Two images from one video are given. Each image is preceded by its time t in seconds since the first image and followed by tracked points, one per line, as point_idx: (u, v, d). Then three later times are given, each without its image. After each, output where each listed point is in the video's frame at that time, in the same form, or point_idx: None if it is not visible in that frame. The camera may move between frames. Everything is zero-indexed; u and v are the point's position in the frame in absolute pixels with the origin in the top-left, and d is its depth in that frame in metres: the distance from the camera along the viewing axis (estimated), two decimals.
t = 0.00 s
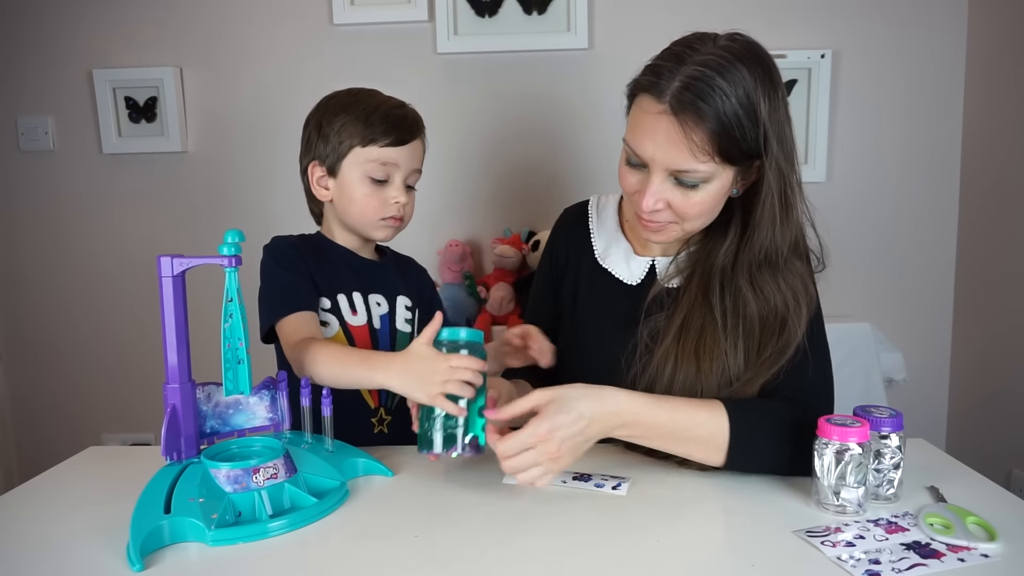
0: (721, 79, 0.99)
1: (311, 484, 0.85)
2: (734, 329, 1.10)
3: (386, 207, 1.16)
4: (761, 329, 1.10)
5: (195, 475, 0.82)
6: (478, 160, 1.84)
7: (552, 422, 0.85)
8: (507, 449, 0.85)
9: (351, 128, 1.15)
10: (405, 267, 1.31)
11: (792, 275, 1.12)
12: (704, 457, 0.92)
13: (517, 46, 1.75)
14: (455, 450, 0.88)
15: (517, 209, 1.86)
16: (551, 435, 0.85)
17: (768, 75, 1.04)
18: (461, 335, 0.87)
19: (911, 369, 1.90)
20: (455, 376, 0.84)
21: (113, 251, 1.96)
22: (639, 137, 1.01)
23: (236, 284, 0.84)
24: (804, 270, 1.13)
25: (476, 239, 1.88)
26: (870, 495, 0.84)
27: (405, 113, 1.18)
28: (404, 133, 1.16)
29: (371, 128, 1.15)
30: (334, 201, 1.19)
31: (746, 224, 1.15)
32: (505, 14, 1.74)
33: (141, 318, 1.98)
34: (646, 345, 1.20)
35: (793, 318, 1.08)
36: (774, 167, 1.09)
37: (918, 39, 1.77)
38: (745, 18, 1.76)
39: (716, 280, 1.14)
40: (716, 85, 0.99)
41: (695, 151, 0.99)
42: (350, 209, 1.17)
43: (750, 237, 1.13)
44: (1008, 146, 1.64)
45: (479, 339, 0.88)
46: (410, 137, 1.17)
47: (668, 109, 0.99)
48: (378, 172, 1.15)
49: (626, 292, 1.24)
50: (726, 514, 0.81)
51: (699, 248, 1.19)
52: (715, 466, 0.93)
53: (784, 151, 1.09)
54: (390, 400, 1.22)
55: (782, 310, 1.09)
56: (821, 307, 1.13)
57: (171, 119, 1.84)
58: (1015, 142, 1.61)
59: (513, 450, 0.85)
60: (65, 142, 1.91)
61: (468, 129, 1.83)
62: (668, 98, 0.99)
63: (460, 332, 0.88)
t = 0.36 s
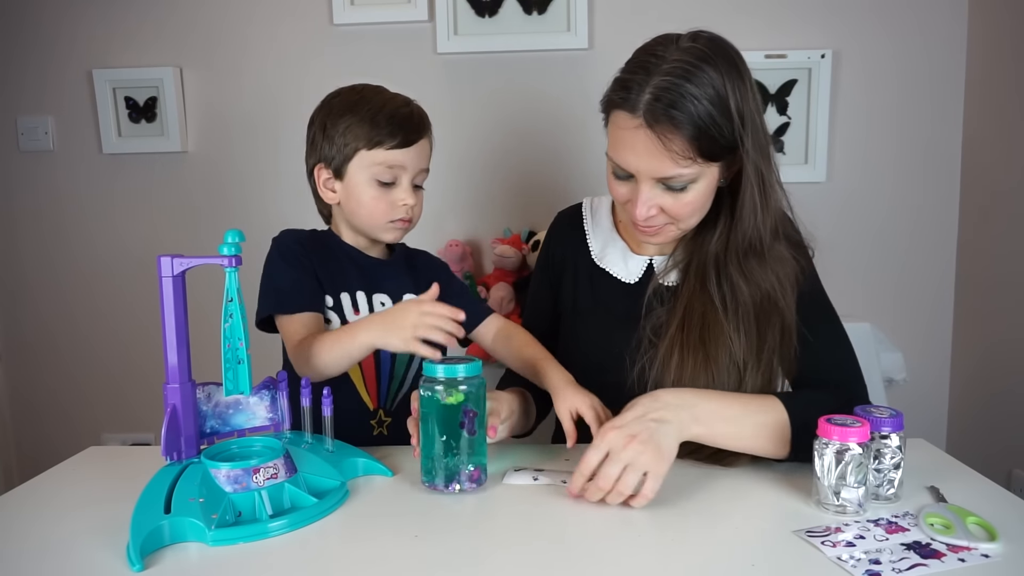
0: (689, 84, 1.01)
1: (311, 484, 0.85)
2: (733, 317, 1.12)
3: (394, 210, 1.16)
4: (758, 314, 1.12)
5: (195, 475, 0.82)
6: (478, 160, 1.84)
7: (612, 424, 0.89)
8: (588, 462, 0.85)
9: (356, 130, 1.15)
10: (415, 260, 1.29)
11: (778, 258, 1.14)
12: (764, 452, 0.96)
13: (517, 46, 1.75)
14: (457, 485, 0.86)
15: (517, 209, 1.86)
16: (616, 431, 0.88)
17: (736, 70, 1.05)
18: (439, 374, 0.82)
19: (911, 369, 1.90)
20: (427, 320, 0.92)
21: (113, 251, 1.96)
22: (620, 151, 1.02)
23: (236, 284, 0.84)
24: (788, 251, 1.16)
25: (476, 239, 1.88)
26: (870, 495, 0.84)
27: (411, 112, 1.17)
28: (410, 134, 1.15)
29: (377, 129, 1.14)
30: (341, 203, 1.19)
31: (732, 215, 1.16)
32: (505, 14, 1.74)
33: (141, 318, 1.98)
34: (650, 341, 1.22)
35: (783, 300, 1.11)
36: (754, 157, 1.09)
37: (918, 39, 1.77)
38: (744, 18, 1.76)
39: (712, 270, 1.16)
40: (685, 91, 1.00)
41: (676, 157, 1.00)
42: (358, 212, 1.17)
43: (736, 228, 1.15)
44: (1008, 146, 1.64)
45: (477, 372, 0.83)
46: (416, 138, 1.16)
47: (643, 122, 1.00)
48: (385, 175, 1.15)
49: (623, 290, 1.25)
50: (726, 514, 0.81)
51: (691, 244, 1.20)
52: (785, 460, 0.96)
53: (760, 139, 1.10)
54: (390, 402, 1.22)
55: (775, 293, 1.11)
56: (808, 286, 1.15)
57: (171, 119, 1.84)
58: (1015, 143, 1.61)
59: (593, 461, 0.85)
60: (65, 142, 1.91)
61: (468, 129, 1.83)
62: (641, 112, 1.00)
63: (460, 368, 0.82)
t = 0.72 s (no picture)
0: (677, 81, 1.01)
1: (311, 484, 0.85)
2: (726, 314, 1.12)
3: (410, 219, 1.11)
4: (750, 310, 1.12)
5: (195, 475, 0.82)
6: (478, 160, 1.84)
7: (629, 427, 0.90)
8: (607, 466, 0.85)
9: (372, 137, 1.09)
10: (429, 258, 1.26)
11: (768, 252, 1.15)
12: (774, 451, 0.96)
13: (517, 47, 1.75)
14: (456, 492, 0.86)
15: (517, 209, 1.86)
16: (631, 434, 0.88)
17: (722, 66, 1.06)
18: (435, 383, 0.81)
19: (910, 369, 1.90)
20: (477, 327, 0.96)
21: (113, 251, 1.96)
22: (611, 150, 1.03)
23: (236, 284, 0.84)
24: (777, 245, 1.16)
25: (476, 239, 1.88)
26: (870, 495, 0.84)
27: (429, 117, 1.11)
28: (428, 142, 1.09)
29: (395, 136, 1.08)
30: (358, 210, 1.15)
31: (722, 212, 1.17)
32: (505, 14, 1.74)
33: (141, 318, 1.98)
34: (648, 339, 1.22)
35: (774, 294, 1.12)
36: (742, 151, 1.09)
37: (917, 39, 1.77)
38: (744, 18, 1.76)
39: (705, 267, 1.16)
40: (673, 88, 1.01)
41: (666, 153, 1.00)
42: (374, 220, 1.12)
43: (724, 224, 1.15)
44: (1007, 146, 1.64)
45: (474, 380, 0.83)
46: (435, 145, 1.10)
47: (632, 120, 1.00)
48: (402, 184, 1.09)
49: (620, 288, 1.26)
50: (727, 514, 0.81)
51: (685, 242, 1.21)
52: (797, 459, 0.97)
53: (747, 135, 1.10)
54: (391, 402, 1.21)
55: (766, 288, 1.12)
56: (801, 278, 1.15)
57: (171, 120, 1.84)
58: (1014, 143, 1.61)
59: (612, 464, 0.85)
60: (65, 142, 1.91)
61: (468, 129, 1.83)
62: (630, 109, 1.01)
63: (456, 377, 0.82)
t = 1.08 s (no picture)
0: (673, 84, 1.01)
1: (311, 484, 0.85)
2: (722, 314, 1.12)
3: (437, 234, 1.10)
4: (746, 310, 1.12)
5: (194, 475, 0.82)
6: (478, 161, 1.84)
7: (629, 431, 0.89)
8: (605, 470, 0.85)
9: (408, 148, 1.05)
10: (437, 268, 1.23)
11: (764, 254, 1.15)
12: (773, 452, 0.96)
13: (517, 46, 1.75)
14: (457, 492, 0.85)
15: (517, 208, 1.86)
16: (631, 438, 0.88)
17: (717, 68, 1.06)
18: (435, 383, 0.81)
19: (910, 369, 1.90)
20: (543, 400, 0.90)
21: (112, 251, 1.96)
22: (608, 153, 1.03)
23: (236, 284, 0.84)
24: (772, 247, 1.16)
25: (475, 239, 1.88)
26: (870, 495, 0.84)
27: (467, 132, 1.08)
28: (464, 158, 1.07)
29: (432, 149, 1.05)
30: (384, 218, 1.11)
31: (718, 212, 1.17)
32: (505, 14, 1.74)
33: (141, 318, 1.98)
34: (643, 337, 1.22)
35: (769, 295, 1.12)
36: (737, 153, 1.09)
37: (917, 39, 1.77)
38: (744, 18, 1.76)
39: (700, 267, 1.16)
40: (668, 92, 1.00)
41: (662, 156, 1.00)
42: (400, 232, 1.10)
43: (720, 224, 1.16)
44: (1007, 146, 1.64)
45: (473, 380, 0.83)
46: (470, 162, 1.08)
47: (628, 123, 1.00)
48: (433, 199, 1.07)
49: (616, 288, 1.27)
50: (727, 514, 0.81)
51: (679, 241, 1.21)
52: (797, 461, 0.96)
53: (742, 137, 1.10)
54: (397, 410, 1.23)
55: (762, 289, 1.12)
56: (797, 280, 1.15)
57: (171, 120, 1.84)
58: (1014, 143, 1.61)
59: (610, 469, 0.85)
60: (65, 142, 1.91)
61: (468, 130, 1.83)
62: (626, 112, 1.00)
63: (457, 377, 0.82)
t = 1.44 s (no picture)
0: (662, 95, 1.01)
1: (311, 484, 0.85)
2: (712, 319, 1.12)
3: (458, 249, 1.09)
4: (734, 315, 1.12)
5: (194, 475, 0.82)
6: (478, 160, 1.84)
7: (647, 437, 0.87)
8: (614, 472, 0.84)
9: (441, 158, 1.05)
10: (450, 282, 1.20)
11: (752, 260, 1.15)
12: (780, 453, 0.96)
13: (517, 46, 1.75)
14: (457, 492, 0.85)
15: (517, 208, 1.86)
16: (649, 446, 0.86)
17: (706, 77, 1.06)
18: (435, 382, 0.84)
19: (910, 369, 1.90)
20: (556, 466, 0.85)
21: (112, 251, 1.96)
22: (596, 163, 1.04)
23: (236, 284, 0.84)
24: (761, 253, 1.16)
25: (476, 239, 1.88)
26: (870, 495, 0.84)
27: (502, 149, 1.08)
28: (496, 175, 1.07)
29: (464, 161, 1.05)
30: (407, 225, 1.11)
31: (706, 218, 1.17)
32: (505, 13, 1.74)
33: (141, 318, 1.98)
34: (630, 338, 1.22)
35: (758, 301, 1.12)
36: (725, 162, 1.10)
37: (917, 39, 1.77)
38: (744, 18, 1.76)
39: (688, 272, 1.17)
40: (657, 104, 1.00)
41: (651, 168, 1.01)
42: (423, 243, 1.10)
43: (709, 231, 1.16)
44: (1007, 145, 1.64)
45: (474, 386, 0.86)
46: (501, 181, 1.08)
47: (617, 135, 1.01)
48: (460, 212, 1.07)
49: (606, 287, 1.28)
50: (727, 514, 0.81)
51: (668, 243, 1.22)
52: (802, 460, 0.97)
53: (730, 148, 1.10)
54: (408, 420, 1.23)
55: (750, 295, 1.12)
56: (786, 287, 1.15)
57: (172, 119, 1.84)
58: (1014, 143, 1.62)
59: (619, 473, 0.84)
60: (65, 142, 1.91)
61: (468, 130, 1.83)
62: (615, 124, 1.01)
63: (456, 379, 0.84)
